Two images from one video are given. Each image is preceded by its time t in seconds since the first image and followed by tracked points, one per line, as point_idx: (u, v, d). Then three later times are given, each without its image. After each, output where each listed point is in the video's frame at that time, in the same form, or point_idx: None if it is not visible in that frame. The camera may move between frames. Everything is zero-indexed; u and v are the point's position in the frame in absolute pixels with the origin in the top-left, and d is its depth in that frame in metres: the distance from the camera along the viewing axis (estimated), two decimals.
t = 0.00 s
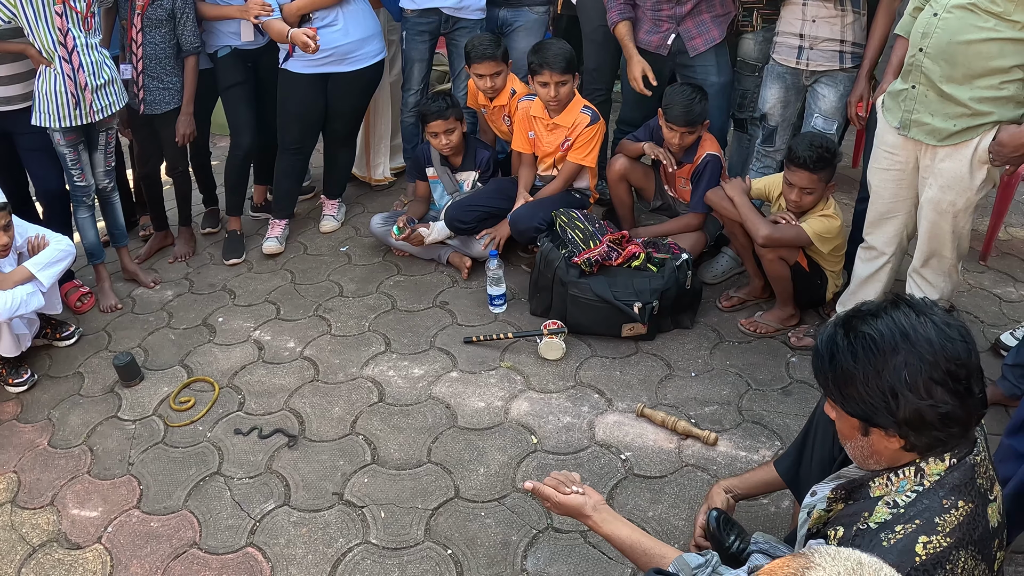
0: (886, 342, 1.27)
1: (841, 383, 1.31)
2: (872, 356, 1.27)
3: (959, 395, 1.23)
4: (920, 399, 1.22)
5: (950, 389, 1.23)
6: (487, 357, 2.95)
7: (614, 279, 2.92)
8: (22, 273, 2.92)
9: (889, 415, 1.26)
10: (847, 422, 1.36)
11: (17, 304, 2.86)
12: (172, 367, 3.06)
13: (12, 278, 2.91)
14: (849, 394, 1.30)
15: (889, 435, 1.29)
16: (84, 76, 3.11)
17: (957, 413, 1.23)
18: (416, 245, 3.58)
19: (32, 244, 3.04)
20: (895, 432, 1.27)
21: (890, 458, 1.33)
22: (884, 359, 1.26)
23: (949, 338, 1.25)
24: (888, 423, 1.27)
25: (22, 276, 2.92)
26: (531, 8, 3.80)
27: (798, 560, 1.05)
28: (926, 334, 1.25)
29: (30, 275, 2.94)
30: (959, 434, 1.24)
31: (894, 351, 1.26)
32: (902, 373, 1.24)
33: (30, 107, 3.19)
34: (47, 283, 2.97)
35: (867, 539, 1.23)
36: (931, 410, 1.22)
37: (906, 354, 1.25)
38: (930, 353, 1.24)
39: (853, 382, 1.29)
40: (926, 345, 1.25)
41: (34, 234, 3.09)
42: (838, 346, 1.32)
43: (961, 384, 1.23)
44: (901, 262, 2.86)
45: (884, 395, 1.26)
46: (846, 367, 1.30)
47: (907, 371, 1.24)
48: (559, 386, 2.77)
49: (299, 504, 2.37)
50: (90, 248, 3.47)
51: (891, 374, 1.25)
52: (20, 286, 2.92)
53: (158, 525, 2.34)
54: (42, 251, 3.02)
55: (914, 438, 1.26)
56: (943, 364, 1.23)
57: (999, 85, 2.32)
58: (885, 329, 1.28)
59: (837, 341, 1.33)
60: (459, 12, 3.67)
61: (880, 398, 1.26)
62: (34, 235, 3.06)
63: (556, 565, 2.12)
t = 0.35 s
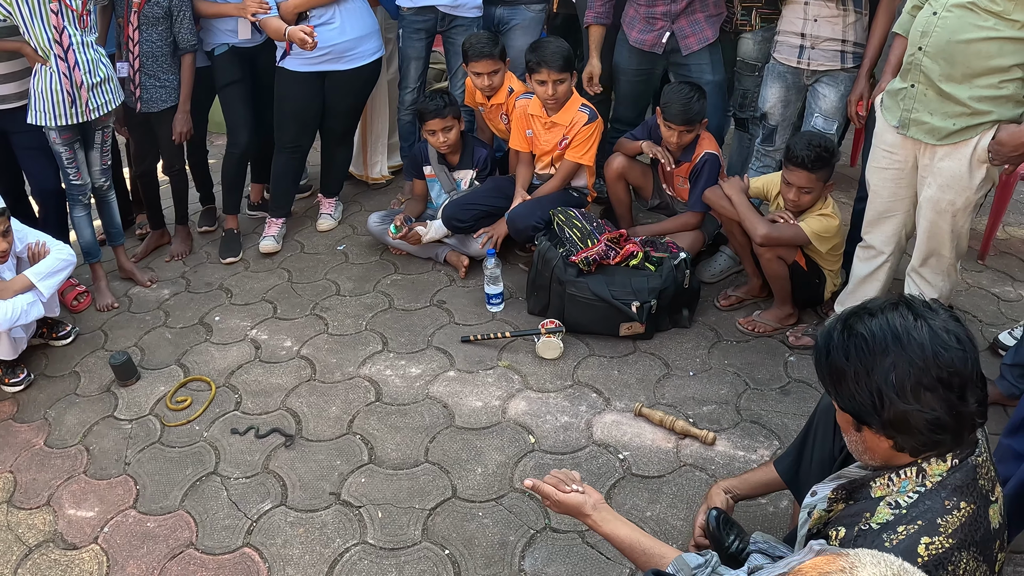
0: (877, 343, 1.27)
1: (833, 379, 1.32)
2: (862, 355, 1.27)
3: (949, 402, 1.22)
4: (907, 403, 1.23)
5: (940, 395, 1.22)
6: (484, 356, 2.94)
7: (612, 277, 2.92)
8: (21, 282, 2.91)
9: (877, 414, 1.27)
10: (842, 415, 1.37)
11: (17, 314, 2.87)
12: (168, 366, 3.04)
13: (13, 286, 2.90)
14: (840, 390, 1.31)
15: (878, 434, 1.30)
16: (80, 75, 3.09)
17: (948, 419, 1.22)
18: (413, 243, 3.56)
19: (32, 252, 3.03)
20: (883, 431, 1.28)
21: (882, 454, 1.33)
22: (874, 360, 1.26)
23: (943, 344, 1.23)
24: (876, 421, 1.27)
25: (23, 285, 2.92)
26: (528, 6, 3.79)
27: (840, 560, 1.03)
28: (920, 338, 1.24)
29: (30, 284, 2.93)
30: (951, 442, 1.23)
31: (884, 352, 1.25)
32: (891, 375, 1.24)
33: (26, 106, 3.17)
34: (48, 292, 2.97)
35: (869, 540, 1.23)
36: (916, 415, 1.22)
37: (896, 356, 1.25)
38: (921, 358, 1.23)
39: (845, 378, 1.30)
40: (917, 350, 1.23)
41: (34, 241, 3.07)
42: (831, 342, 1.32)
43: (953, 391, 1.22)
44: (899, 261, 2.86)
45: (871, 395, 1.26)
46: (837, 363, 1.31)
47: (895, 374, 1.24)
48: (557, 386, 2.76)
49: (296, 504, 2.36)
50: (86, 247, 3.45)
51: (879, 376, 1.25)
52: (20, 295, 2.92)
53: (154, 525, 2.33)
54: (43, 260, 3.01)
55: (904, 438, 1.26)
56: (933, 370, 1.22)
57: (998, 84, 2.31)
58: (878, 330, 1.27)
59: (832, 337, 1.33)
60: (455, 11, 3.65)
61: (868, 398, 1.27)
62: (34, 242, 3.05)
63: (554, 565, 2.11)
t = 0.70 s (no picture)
0: (879, 341, 1.25)
1: (835, 375, 1.31)
2: (864, 352, 1.26)
3: (950, 404, 1.20)
4: (907, 403, 1.21)
5: (941, 396, 1.20)
6: (483, 356, 2.93)
7: (611, 277, 2.90)
8: (30, 298, 2.90)
9: (876, 411, 1.26)
10: (842, 411, 1.36)
11: (28, 332, 2.87)
12: (166, 365, 3.03)
13: (21, 302, 2.88)
14: (841, 386, 1.30)
15: (878, 432, 1.29)
16: (76, 73, 3.07)
17: (947, 421, 1.21)
18: (411, 242, 3.55)
19: (41, 264, 2.99)
20: (882, 429, 1.27)
21: (881, 452, 1.33)
22: (876, 358, 1.25)
23: (946, 346, 1.21)
24: (875, 419, 1.27)
25: (31, 301, 2.91)
26: (526, 4, 3.77)
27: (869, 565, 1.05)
28: (923, 338, 1.22)
29: (39, 300, 2.93)
30: (950, 443, 1.22)
31: (886, 351, 1.24)
32: (892, 374, 1.23)
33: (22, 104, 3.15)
34: (56, 310, 2.97)
35: (868, 541, 1.22)
36: (916, 415, 1.21)
37: (897, 355, 1.23)
38: (923, 359, 1.21)
39: (846, 374, 1.29)
40: (920, 350, 1.22)
41: (43, 250, 3.02)
42: (834, 337, 1.31)
43: (953, 393, 1.20)
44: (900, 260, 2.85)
45: (871, 393, 1.25)
46: (839, 359, 1.30)
47: (896, 373, 1.23)
48: (556, 385, 2.75)
49: (293, 504, 2.35)
50: (83, 247, 3.42)
51: (880, 374, 1.24)
52: (29, 311, 2.91)
53: (152, 525, 2.32)
54: (52, 275, 2.99)
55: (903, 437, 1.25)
56: (934, 371, 1.20)
57: (1000, 83, 2.30)
58: (880, 328, 1.25)
59: (835, 332, 1.31)
60: (453, 9, 3.64)
61: (867, 395, 1.26)
62: (43, 254, 3.01)
63: (553, 566, 2.10)
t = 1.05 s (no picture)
0: (869, 331, 1.23)
1: (821, 366, 1.29)
2: (853, 343, 1.24)
3: (938, 398, 1.19)
4: (896, 395, 1.20)
5: (929, 389, 1.19)
6: (482, 355, 2.92)
7: (610, 276, 2.90)
8: (44, 310, 2.89)
9: (862, 404, 1.23)
10: (827, 404, 1.34)
11: (39, 344, 2.86)
12: (164, 364, 3.02)
13: (34, 314, 2.86)
14: (828, 377, 1.28)
15: (863, 425, 1.27)
16: (74, 71, 3.06)
17: (935, 415, 1.20)
18: (410, 241, 3.54)
19: (54, 276, 2.97)
20: (869, 422, 1.25)
21: (864, 447, 1.31)
22: (865, 349, 1.23)
23: (937, 339, 1.20)
24: (861, 411, 1.24)
25: (43, 313, 2.89)
26: (525, 2, 3.75)
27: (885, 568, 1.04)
28: (913, 330, 1.21)
29: (51, 312, 2.91)
30: (935, 438, 1.21)
31: (876, 342, 1.22)
32: (881, 365, 1.21)
33: (20, 102, 3.14)
34: (67, 323, 2.97)
35: (848, 538, 1.21)
36: (905, 408, 1.19)
37: (887, 347, 1.21)
38: (913, 350, 1.20)
39: (834, 365, 1.27)
40: (910, 342, 1.20)
41: (57, 261, 3.00)
42: (822, 328, 1.29)
43: (943, 386, 1.19)
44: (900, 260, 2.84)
45: (859, 384, 1.23)
46: (827, 350, 1.27)
47: (886, 365, 1.21)
48: (556, 385, 2.74)
49: (292, 504, 2.34)
50: (80, 245, 3.43)
51: (869, 365, 1.22)
52: (41, 323, 2.89)
53: (150, 525, 2.31)
54: (65, 287, 2.98)
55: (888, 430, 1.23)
56: (924, 363, 1.19)
57: (1001, 82, 2.29)
58: (870, 318, 1.24)
59: (824, 323, 1.29)
60: (451, 7, 3.64)
61: (854, 387, 1.24)
62: (57, 265, 2.98)
63: (553, 567, 2.09)
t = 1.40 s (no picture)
0: (785, 310, 1.26)
1: (744, 342, 1.32)
2: (769, 320, 1.27)
3: (853, 375, 1.21)
4: (808, 371, 1.23)
5: (843, 367, 1.21)
6: (481, 354, 2.92)
7: (608, 275, 2.90)
8: (47, 301, 2.89)
9: (779, 379, 1.27)
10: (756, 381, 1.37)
11: (45, 333, 2.86)
12: (162, 364, 3.01)
13: (37, 304, 2.86)
14: (750, 353, 1.31)
15: (785, 402, 1.30)
16: (73, 69, 3.05)
17: (852, 394, 1.22)
18: (409, 240, 3.53)
19: (54, 265, 2.99)
20: (788, 398, 1.28)
21: (794, 425, 1.34)
22: (780, 326, 1.26)
23: (852, 318, 1.21)
24: (779, 386, 1.28)
25: (46, 305, 2.89)
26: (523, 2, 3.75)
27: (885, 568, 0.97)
28: (828, 309, 1.23)
29: (54, 302, 2.92)
30: (855, 416, 1.24)
31: (790, 320, 1.25)
32: (794, 342, 1.24)
33: (19, 101, 3.13)
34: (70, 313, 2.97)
35: (789, 524, 1.22)
36: (818, 384, 1.22)
37: (801, 324, 1.24)
38: (826, 329, 1.22)
39: (754, 342, 1.30)
40: (823, 320, 1.22)
41: (57, 251, 3.02)
42: (745, 306, 1.32)
43: (858, 364, 1.20)
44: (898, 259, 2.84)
45: (774, 360, 1.27)
46: (749, 327, 1.31)
47: (799, 342, 1.23)
48: (554, 384, 2.74)
49: (290, 504, 2.34)
50: (79, 245, 3.42)
51: (784, 342, 1.25)
52: (44, 313, 2.89)
53: (147, 525, 2.31)
54: (66, 276, 2.99)
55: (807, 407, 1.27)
56: (837, 341, 1.21)
57: (999, 82, 2.29)
58: (787, 297, 1.26)
59: (747, 301, 1.32)
60: (450, 6, 3.64)
61: (771, 363, 1.27)
62: (57, 255, 3.00)
63: (551, 566, 2.09)
